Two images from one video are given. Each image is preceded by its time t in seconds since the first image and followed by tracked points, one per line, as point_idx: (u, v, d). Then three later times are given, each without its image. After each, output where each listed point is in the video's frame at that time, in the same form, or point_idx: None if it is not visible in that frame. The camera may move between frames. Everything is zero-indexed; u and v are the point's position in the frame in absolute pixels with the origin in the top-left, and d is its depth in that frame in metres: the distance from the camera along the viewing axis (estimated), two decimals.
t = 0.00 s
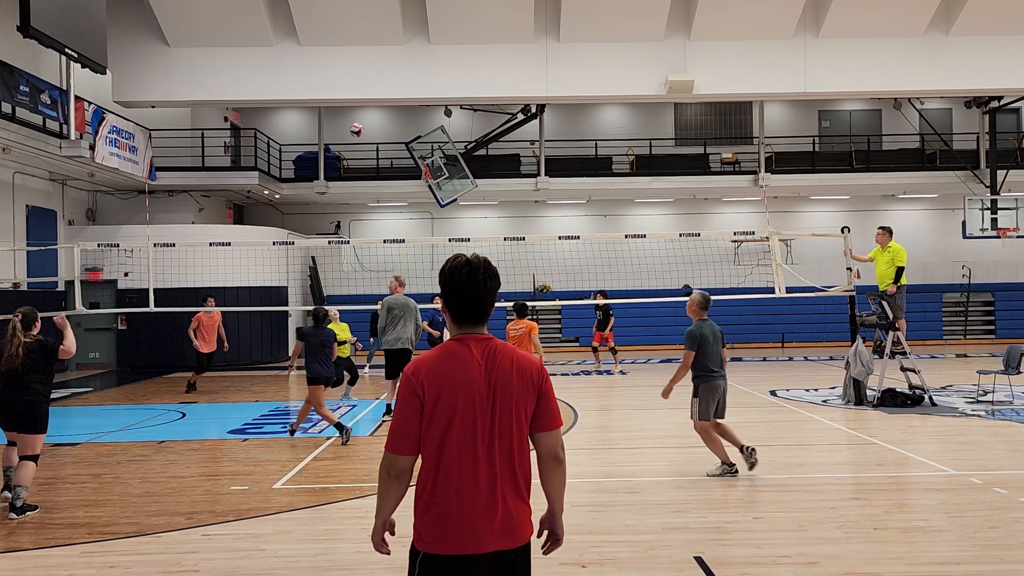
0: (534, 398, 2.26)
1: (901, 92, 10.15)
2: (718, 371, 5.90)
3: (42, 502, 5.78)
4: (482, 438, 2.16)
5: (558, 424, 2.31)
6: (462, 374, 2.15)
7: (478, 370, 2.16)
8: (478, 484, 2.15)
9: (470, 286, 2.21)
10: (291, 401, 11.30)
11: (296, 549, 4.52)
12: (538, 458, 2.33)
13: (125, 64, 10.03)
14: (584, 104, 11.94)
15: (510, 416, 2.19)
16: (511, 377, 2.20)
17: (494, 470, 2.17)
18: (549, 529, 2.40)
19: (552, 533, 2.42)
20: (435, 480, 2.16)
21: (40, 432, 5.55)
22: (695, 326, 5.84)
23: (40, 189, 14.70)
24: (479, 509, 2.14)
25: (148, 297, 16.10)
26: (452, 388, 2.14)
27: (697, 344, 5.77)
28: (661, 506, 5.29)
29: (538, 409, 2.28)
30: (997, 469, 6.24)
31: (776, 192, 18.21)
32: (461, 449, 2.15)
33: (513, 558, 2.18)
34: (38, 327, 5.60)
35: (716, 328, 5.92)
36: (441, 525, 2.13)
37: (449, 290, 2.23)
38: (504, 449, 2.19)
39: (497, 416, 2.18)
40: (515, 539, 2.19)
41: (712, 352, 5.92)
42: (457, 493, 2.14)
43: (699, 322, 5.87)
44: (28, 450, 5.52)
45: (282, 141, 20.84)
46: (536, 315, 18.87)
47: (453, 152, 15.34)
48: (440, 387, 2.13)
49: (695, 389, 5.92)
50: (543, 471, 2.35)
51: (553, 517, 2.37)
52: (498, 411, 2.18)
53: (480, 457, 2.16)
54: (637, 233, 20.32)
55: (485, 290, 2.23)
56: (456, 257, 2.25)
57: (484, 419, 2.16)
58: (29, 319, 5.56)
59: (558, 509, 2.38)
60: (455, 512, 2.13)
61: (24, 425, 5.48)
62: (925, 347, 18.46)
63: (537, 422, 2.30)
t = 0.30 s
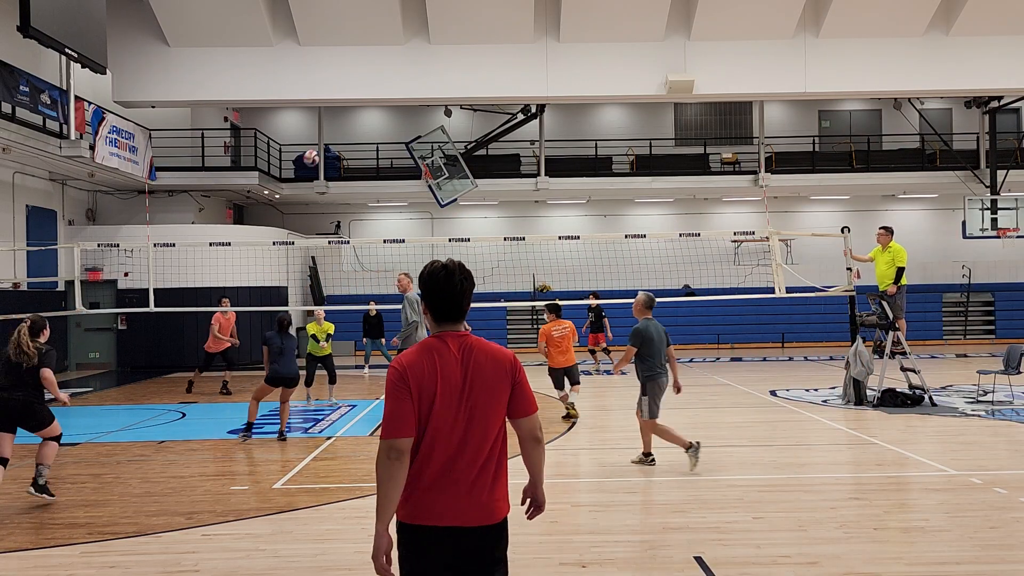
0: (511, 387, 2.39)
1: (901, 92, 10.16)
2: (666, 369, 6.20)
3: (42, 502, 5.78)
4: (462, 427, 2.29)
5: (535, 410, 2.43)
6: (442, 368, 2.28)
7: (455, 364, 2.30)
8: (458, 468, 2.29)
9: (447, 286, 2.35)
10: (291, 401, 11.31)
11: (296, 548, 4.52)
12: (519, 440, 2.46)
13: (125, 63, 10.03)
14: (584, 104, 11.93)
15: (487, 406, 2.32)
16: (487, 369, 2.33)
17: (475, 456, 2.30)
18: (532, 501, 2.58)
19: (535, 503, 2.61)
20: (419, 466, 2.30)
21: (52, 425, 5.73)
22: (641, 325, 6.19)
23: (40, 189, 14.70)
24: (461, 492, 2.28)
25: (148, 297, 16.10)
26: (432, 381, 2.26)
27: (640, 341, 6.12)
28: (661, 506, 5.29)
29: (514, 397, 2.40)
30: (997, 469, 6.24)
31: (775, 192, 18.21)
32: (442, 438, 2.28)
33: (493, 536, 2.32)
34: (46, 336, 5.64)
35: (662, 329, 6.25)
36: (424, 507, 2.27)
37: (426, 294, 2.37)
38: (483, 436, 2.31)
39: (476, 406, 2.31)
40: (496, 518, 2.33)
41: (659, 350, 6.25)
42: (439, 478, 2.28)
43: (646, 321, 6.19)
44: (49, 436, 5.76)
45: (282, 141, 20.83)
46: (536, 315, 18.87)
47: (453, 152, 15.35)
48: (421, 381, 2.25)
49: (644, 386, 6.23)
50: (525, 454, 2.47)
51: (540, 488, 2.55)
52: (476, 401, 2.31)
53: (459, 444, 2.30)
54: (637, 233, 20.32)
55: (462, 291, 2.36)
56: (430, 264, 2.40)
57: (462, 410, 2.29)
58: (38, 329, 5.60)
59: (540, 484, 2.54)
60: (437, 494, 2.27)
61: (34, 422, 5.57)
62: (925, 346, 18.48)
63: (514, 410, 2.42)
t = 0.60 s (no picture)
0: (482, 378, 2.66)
1: (901, 92, 10.15)
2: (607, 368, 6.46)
3: (42, 501, 5.78)
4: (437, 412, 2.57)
5: (505, 398, 2.70)
6: (418, 359, 2.57)
7: (432, 356, 2.58)
8: (435, 449, 2.56)
9: (429, 285, 2.62)
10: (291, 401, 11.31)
11: (297, 548, 4.52)
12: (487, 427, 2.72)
13: (125, 64, 10.02)
14: (584, 104, 11.94)
15: (460, 394, 2.59)
16: (461, 360, 2.61)
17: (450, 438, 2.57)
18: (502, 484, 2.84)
19: (504, 489, 2.86)
20: (396, 446, 2.59)
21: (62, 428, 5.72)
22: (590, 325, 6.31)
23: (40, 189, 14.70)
24: (436, 470, 2.55)
25: (148, 297, 16.10)
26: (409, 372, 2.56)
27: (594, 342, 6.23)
28: (662, 506, 5.29)
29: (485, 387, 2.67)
30: (996, 469, 6.24)
31: (775, 192, 18.21)
32: (419, 422, 2.56)
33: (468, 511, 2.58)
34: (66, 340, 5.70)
35: (611, 331, 6.41)
36: (404, 483, 2.55)
37: (408, 291, 2.63)
38: (456, 421, 2.59)
39: (450, 395, 2.59)
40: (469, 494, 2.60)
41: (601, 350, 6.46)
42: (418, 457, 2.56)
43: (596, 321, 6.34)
44: (61, 440, 5.78)
45: (282, 141, 20.83)
46: (536, 315, 18.85)
47: (453, 152, 15.37)
48: (400, 371, 2.54)
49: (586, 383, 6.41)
50: (494, 440, 2.73)
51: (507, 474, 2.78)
52: (451, 390, 2.58)
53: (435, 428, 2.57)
54: (637, 233, 20.32)
55: (441, 290, 2.64)
56: (413, 264, 2.68)
57: (437, 397, 2.57)
58: (59, 332, 5.66)
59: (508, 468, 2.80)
60: (416, 471, 2.54)
61: (45, 422, 5.56)
62: (926, 346, 18.48)
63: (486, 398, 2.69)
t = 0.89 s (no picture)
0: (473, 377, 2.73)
1: (901, 92, 10.15)
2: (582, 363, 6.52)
3: (42, 501, 5.78)
4: (428, 407, 2.65)
5: (495, 398, 2.75)
6: (412, 357, 2.66)
7: (426, 355, 2.67)
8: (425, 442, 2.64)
9: (427, 288, 2.72)
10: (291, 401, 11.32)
11: (296, 548, 4.52)
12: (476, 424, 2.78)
13: (125, 64, 10.03)
14: (584, 105, 11.94)
15: (449, 392, 2.66)
16: (452, 360, 2.68)
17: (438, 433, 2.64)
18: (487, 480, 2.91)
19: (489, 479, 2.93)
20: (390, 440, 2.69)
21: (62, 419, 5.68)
22: (573, 319, 6.33)
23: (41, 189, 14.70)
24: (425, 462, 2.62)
25: (148, 297, 16.10)
26: (404, 369, 2.66)
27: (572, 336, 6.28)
28: (662, 506, 5.29)
29: (476, 386, 2.73)
30: (996, 468, 6.24)
31: (775, 192, 18.21)
32: (412, 415, 2.64)
33: (455, 503, 2.66)
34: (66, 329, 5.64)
35: (593, 328, 6.46)
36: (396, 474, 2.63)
37: (409, 292, 2.72)
38: (446, 417, 2.66)
39: (441, 392, 2.66)
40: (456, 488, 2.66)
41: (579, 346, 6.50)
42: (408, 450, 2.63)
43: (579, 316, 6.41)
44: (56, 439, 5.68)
45: (282, 141, 20.83)
46: (536, 315, 18.85)
47: (453, 152, 15.38)
48: (395, 368, 2.66)
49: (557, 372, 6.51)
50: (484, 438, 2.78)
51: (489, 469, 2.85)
52: (442, 387, 2.66)
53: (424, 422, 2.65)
54: (637, 233, 20.32)
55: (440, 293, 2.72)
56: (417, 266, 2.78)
57: (428, 394, 2.65)
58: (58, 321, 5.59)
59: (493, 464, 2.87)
60: (406, 463, 2.62)
61: (42, 412, 5.55)
62: (926, 347, 18.48)
63: (476, 397, 2.75)
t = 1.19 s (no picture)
0: (476, 370, 2.98)
1: (901, 92, 10.15)
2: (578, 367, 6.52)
3: (42, 501, 5.78)
4: (435, 396, 2.92)
5: (496, 390, 2.98)
6: (421, 351, 2.94)
7: (435, 348, 2.94)
8: (432, 429, 2.91)
9: (435, 286, 2.98)
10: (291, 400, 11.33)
11: (297, 549, 4.52)
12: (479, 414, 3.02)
13: (125, 64, 10.03)
14: (584, 105, 11.94)
15: (454, 383, 2.93)
16: (458, 354, 2.95)
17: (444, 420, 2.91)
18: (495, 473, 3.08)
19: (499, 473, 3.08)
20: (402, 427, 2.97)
21: (44, 421, 5.70)
22: (567, 321, 6.38)
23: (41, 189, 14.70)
24: (432, 447, 2.90)
25: (148, 297, 16.10)
26: (413, 362, 2.93)
27: (565, 338, 6.33)
28: (662, 506, 5.29)
29: (479, 380, 2.98)
30: (996, 468, 6.24)
31: (775, 192, 18.21)
32: (420, 403, 2.92)
33: (458, 486, 2.93)
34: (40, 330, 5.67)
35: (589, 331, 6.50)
36: (406, 456, 2.91)
37: (419, 291, 2.99)
38: (450, 406, 2.93)
39: (447, 384, 2.94)
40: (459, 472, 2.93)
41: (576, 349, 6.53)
42: (417, 435, 2.91)
43: (575, 319, 6.43)
44: (45, 440, 5.71)
45: (282, 141, 20.83)
46: (536, 315, 18.85)
47: (453, 152, 15.38)
48: (407, 359, 2.93)
49: (552, 377, 6.51)
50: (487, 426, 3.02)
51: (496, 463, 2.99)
52: (447, 379, 2.93)
53: (431, 410, 2.92)
54: (637, 233, 20.32)
55: (447, 292, 2.98)
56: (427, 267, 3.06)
57: (435, 386, 2.92)
58: (32, 323, 5.64)
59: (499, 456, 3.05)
60: (414, 447, 2.90)
61: (21, 415, 5.60)
62: (926, 347, 18.48)
63: (480, 390, 3.00)
